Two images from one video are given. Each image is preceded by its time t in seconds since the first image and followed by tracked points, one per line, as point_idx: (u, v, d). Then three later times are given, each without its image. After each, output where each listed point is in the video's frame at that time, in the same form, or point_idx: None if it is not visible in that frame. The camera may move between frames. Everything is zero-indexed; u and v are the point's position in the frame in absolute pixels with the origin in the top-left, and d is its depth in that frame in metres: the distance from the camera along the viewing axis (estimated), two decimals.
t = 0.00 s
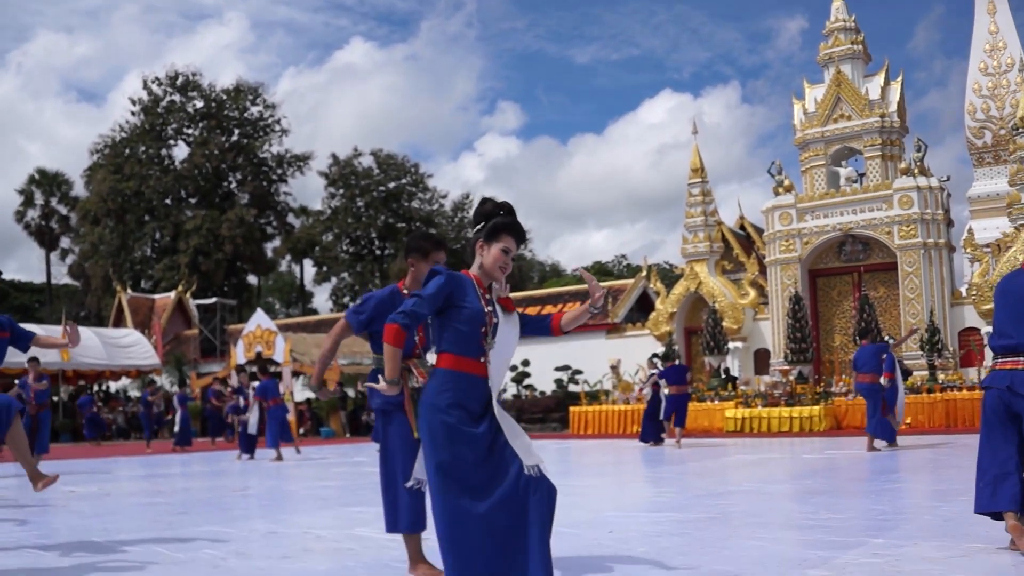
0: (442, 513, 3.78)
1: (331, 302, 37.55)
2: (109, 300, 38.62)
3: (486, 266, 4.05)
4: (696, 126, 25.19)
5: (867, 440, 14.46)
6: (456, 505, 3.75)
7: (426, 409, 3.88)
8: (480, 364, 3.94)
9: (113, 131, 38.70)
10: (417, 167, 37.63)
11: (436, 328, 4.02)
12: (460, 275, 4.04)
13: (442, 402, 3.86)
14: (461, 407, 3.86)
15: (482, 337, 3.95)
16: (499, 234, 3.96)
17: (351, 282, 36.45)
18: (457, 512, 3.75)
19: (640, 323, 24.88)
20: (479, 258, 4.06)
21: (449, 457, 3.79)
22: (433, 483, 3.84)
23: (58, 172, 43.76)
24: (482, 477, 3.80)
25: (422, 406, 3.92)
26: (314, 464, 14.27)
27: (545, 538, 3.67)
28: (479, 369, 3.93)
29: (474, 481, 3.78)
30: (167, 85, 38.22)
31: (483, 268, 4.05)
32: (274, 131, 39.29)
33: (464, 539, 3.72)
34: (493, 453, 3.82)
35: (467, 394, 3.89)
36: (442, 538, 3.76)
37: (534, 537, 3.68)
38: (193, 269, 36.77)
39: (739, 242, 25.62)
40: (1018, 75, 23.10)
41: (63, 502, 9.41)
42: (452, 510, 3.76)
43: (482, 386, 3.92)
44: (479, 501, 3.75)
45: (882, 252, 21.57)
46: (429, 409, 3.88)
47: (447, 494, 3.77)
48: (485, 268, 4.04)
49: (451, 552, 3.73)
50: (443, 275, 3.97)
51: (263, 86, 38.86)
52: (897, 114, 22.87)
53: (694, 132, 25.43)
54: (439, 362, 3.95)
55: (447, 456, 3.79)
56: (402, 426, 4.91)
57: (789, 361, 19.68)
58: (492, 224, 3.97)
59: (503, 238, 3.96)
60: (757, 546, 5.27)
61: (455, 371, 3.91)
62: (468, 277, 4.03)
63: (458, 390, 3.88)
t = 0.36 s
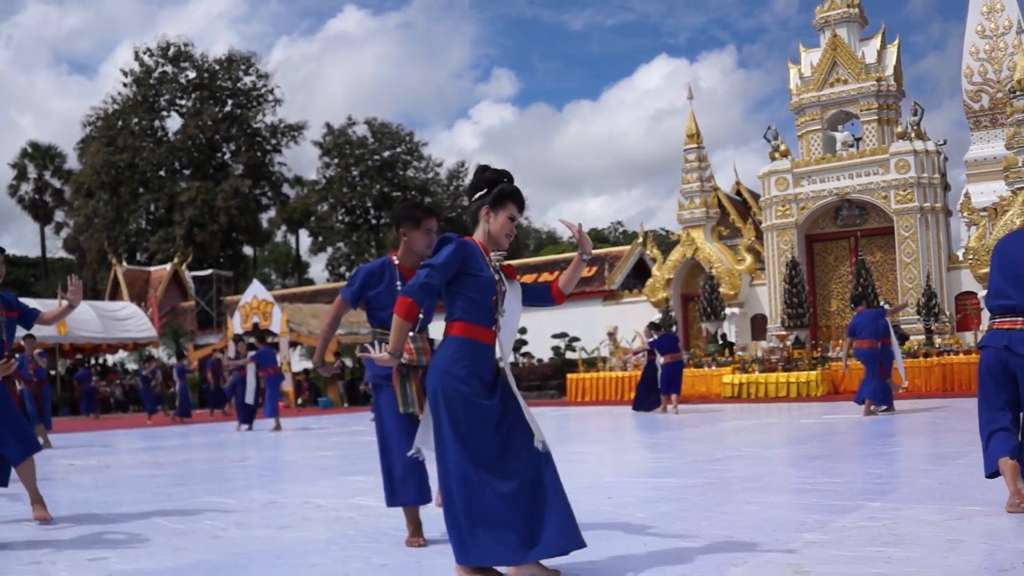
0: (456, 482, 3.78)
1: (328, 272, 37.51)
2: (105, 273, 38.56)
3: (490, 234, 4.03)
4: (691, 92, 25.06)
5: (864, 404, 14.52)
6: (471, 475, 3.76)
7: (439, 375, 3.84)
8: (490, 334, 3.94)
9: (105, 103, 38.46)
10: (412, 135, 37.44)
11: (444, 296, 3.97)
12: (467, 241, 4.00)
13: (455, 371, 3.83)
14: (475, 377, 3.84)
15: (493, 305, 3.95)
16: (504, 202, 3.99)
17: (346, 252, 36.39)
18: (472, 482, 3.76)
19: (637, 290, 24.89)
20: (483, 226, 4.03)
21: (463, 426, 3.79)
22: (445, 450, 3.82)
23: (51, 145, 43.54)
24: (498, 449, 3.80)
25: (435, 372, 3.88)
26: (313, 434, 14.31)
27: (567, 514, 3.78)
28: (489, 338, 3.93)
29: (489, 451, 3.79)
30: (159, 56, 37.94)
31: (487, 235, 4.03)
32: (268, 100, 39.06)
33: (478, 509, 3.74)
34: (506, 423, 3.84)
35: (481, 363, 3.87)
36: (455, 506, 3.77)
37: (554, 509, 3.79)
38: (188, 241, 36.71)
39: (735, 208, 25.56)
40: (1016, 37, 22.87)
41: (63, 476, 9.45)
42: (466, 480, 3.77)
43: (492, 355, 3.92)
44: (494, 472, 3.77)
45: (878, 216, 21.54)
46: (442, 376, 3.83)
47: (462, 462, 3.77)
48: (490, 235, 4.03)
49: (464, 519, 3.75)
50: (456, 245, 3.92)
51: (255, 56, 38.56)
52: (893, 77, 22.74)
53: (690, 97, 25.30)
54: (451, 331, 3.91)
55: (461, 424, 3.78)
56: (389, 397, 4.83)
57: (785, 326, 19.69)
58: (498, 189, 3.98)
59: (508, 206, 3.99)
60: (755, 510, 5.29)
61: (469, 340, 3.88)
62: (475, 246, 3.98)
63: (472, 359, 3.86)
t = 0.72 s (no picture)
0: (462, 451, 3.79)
1: (326, 244, 37.48)
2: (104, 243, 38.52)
3: (506, 193, 3.97)
4: (694, 66, 24.91)
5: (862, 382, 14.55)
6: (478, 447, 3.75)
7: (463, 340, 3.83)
8: (513, 299, 3.91)
9: (105, 71, 38.23)
10: (412, 107, 37.25)
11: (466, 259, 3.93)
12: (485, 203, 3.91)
13: (480, 340, 3.81)
14: (500, 349, 3.82)
15: (518, 270, 3.93)
16: (514, 160, 3.96)
17: (346, 224, 36.37)
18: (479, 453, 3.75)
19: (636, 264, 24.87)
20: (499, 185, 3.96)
21: (479, 396, 3.78)
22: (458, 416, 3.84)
23: (50, 113, 43.32)
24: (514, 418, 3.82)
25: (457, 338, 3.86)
26: (310, 405, 14.33)
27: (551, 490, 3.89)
28: (511, 304, 3.90)
29: (501, 426, 3.76)
30: (159, 25, 37.68)
31: (502, 195, 3.97)
32: (268, 71, 38.83)
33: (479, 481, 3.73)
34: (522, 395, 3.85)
35: (506, 331, 3.86)
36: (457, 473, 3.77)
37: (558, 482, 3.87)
38: (187, 211, 36.64)
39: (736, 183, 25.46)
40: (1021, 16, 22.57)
41: (61, 444, 9.46)
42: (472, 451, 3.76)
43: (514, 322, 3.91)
44: (503, 447, 3.75)
45: (879, 194, 21.49)
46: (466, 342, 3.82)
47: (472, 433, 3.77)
48: (506, 195, 3.97)
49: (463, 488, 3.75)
50: (479, 207, 3.82)
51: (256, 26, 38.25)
52: (897, 55, 22.60)
53: (692, 72, 25.15)
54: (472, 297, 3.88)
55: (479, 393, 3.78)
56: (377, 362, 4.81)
57: (784, 304, 19.68)
58: (510, 148, 3.94)
59: (519, 162, 3.96)
60: (752, 486, 5.30)
61: (494, 307, 3.86)
62: (496, 207, 3.91)
63: (499, 328, 3.84)
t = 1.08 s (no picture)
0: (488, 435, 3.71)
1: (323, 221, 37.43)
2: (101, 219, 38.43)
3: (512, 174, 3.90)
4: (692, 45, 24.79)
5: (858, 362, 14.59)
6: (506, 430, 3.69)
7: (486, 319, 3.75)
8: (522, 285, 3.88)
9: (102, 47, 38.00)
10: (410, 84, 37.07)
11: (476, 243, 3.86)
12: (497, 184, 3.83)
13: (503, 319, 3.77)
14: (513, 328, 3.78)
15: (530, 255, 3.90)
16: (524, 140, 3.92)
17: (343, 201, 36.33)
18: (509, 437, 3.68)
19: (633, 243, 24.84)
20: (507, 167, 3.90)
21: (500, 380, 3.72)
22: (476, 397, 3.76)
23: (47, 89, 43.09)
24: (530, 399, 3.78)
25: (472, 320, 3.77)
26: (308, 382, 14.35)
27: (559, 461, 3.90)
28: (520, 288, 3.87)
29: (531, 406, 3.74)
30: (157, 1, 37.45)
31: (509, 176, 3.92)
32: (266, 47, 38.61)
33: (512, 467, 3.68)
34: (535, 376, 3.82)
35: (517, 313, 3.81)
36: (485, 460, 3.67)
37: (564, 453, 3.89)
38: (185, 187, 36.55)
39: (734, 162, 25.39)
40: None
41: (59, 420, 9.48)
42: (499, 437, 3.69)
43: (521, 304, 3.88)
44: (523, 427, 3.72)
45: (876, 174, 21.46)
46: (490, 321, 3.74)
47: (498, 415, 3.70)
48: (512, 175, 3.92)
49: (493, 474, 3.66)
50: (501, 194, 3.75)
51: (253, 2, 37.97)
52: (895, 34, 22.51)
53: (691, 50, 25.02)
54: (485, 281, 3.80)
55: (506, 374, 3.73)
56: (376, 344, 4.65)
57: (781, 283, 19.68)
58: (519, 127, 3.90)
59: (528, 143, 3.93)
60: (748, 466, 5.32)
61: (507, 291, 3.80)
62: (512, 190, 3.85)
63: (512, 310, 3.79)
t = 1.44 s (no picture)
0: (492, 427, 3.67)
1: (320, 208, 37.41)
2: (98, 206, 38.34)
3: (518, 155, 3.83)
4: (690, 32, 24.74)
5: (854, 350, 14.61)
6: (512, 422, 3.68)
7: (496, 306, 3.68)
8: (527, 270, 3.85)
9: (98, 34, 37.83)
10: (407, 71, 36.97)
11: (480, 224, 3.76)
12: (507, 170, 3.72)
13: (510, 307, 3.70)
14: (520, 313, 3.73)
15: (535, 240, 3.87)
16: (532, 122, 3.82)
17: (340, 188, 36.29)
18: (511, 425, 3.67)
19: (630, 231, 24.82)
20: (515, 148, 3.82)
21: (506, 367, 3.69)
22: (478, 386, 3.70)
23: (43, 76, 42.92)
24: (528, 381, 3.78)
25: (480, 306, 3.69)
26: (304, 369, 14.35)
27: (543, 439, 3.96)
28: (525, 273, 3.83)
29: (531, 397, 3.75)
30: None
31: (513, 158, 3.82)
32: (263, 34, 38.46)
33: (516, 457, 3.68)
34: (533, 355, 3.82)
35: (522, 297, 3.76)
36: (491, 454, 3.64)
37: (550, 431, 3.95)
38: (182, 174, 36.49)
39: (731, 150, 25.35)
40: None
41: (56, 407, 9.47)
42: (504, 429, 3.67)
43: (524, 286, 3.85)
44: (523, 409, 3.71)
45: (872, 162, 21.45)
46: (499, 308, 3.68)
47: (503, 406, 3.68)
48: (516, 158, 3.83)
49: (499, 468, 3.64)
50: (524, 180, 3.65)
51: None
52: (893, 22, 22.46)
53: (689, 38, 24.95)
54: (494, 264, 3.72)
55: (512, 365, 3.70)
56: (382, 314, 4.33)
57: (778, 271, 19.68)
58: (528, 109, 3.79)
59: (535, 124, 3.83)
60: (743, 453, 5.32)
61: (516, 275, 3.75)
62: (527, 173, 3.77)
63: (521, 296, 3.75)
